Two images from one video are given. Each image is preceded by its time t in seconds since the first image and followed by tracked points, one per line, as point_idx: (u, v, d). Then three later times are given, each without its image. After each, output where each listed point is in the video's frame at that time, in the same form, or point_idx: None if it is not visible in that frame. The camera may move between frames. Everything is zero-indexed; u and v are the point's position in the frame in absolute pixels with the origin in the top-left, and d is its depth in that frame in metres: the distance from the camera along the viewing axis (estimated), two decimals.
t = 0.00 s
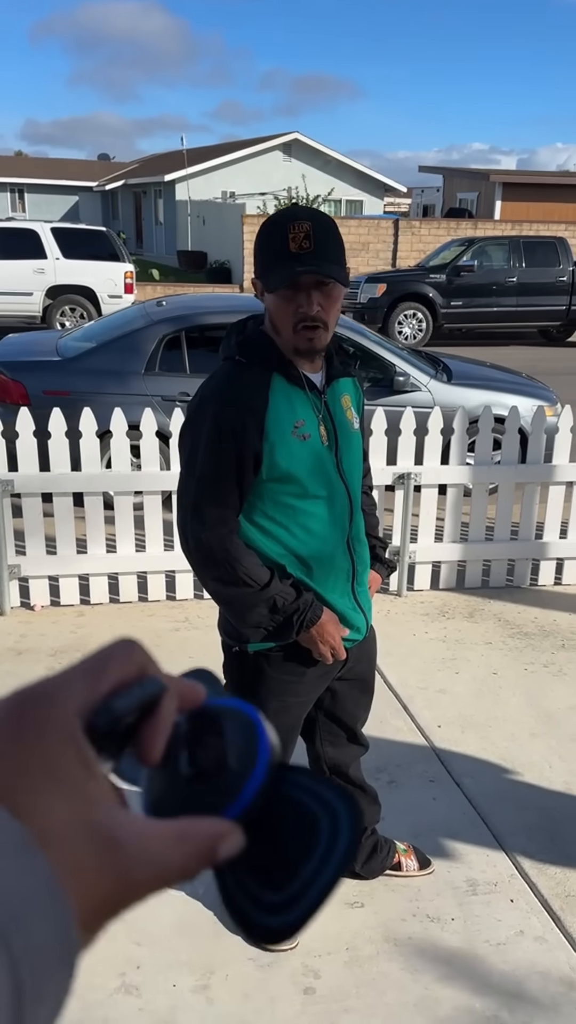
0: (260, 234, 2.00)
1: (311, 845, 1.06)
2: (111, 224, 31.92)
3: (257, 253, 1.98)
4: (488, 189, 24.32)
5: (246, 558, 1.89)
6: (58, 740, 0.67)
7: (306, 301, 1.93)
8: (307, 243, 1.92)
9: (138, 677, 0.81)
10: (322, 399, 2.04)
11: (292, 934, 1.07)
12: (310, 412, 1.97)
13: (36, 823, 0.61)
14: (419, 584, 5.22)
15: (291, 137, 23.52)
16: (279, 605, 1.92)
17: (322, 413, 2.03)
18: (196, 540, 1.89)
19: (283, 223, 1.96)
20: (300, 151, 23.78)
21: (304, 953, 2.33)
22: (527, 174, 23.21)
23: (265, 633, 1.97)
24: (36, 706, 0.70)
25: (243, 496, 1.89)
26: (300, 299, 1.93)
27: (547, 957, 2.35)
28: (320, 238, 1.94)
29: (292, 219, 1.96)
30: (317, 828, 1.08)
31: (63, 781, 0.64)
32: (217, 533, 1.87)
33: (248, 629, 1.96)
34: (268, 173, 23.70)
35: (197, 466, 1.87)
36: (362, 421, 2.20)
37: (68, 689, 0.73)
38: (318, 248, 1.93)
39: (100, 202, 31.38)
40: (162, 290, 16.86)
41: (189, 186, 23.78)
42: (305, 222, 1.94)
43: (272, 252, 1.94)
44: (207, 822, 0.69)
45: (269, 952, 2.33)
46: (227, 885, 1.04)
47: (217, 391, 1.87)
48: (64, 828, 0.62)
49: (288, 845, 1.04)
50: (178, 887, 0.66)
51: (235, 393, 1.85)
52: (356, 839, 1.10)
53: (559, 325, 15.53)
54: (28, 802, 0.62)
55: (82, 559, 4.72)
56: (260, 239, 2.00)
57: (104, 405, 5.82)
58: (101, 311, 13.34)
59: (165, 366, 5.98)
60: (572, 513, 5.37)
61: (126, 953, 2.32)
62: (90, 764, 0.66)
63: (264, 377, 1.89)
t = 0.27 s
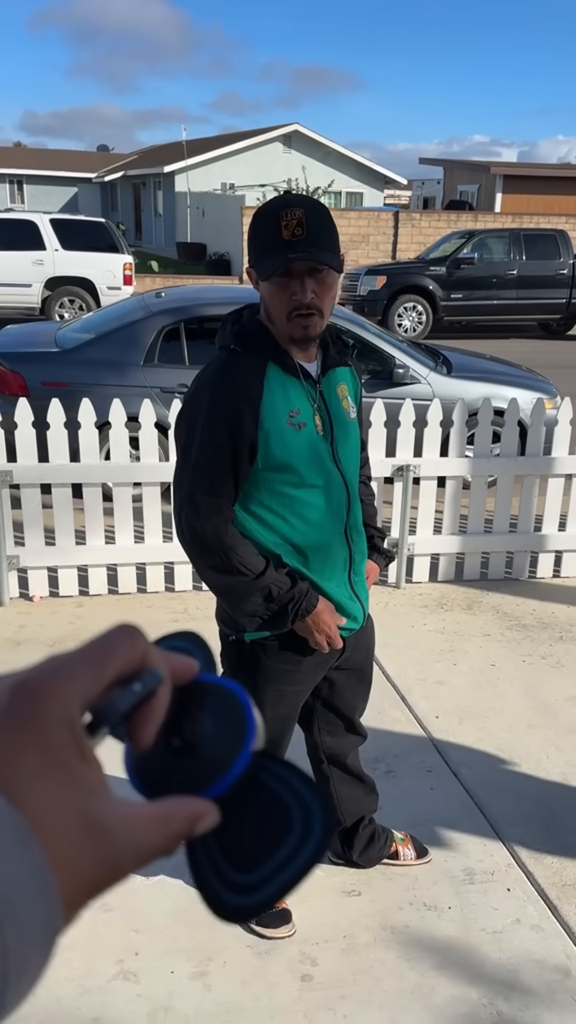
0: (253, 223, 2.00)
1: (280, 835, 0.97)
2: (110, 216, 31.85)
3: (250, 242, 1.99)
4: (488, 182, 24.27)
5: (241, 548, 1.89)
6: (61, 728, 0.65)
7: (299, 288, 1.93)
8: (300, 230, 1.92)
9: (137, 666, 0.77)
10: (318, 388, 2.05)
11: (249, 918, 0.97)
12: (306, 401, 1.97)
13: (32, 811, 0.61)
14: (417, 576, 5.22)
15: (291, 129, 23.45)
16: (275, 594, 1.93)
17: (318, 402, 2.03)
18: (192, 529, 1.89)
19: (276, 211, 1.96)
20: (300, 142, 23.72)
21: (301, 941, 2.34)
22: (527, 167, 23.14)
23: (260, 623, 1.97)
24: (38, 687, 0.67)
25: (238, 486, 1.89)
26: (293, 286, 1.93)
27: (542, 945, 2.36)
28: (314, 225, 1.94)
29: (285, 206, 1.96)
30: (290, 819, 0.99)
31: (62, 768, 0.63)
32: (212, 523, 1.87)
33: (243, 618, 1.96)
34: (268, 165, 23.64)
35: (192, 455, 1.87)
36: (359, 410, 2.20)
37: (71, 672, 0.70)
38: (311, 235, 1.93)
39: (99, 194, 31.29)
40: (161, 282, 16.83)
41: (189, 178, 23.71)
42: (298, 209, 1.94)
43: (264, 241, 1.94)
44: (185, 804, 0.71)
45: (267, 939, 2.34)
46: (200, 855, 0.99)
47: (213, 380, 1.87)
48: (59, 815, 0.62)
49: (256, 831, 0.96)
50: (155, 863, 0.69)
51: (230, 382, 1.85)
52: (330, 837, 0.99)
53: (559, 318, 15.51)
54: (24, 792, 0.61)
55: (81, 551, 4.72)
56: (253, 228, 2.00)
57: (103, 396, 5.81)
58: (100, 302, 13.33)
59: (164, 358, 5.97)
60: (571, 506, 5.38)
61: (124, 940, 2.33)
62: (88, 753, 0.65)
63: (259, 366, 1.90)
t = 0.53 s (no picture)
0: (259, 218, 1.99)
1: (271, 834, 0.99)
2: (111, 210, 31.79)
3: (254, 237, 1.98)
4: (489, 177, 24.22)
5: (242, 543, 1.88)
6: (53, 721, 0.64)
7: (301, 286, 1.93)
8: (304, 228, 1.92)
9: (132, 660, 0.77)
10: (318, 382, 2.05)
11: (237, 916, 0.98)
12: (306, 396, 1.97)
13: (24, 806, 0.59)
14: (418, 572, 5.22)
15: (292, 123, 23.39)
16: (276, 589, 1.93)
17: (318, 397, 2.03)
18: (193, 524, 1.89)
19: (280, 208, 1.95)
20: (300, 137, 23.67)
21: (301, 935, 2.34)
22: (528, 161, 23.08)
23: (260, 617, 1.97)
24: (29, 680, 0.66)
25: (239, 481, 1.89)
26: (295, 283, 1.92)
27: (541, 940, 2.36)
28: (318, 224, 1.94)
29: (289, 204, 1.95)
30: (281, 818, 1.00)
31: (53, 761, 0.62)
32: (214, 517, 1.87)
33: (243, 612, 1.96)
34: (269, 159, 23.59)
35: (194, 449, 1.87)
36: (359, 405, 2.20)
37: (65, 665, 0.69)
38: (315, 234, 1.92)
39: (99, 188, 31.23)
40: (161, 276, 16.80)
41: (189, 172, 23.66)
42: (303, 207, 1.94)
43: (268, 238, 1.93)
44: (176, 800, 0.71)
45: (267, 934, 2.35)
46: (189, 852, 0.97)
47: (214, 374, 1.86)
48: (50, 809, 0.60)
49: (246, 829, 0.98)
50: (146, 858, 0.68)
51: (232, 376, 1.85)
52: (321, 836, 1.01)
53: (560, 313, 15.49)
54: (17, 787, 0.59)
55: (81, 545, 4.72)
56: (258, 223, 1.99)
57: (103, 391, 5.80)
58: (100, 297, 13.30)
59: (164, 353, 5.96)
60: (571, 501, 5.38)
61: (124, 934, 2.33)
62: (80, 747, 0.64)
63: (260, 360, 1.89)
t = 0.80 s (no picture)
0: (266, 214, 1.96)
1: (260, 839, 0.97)
2: (111, 208, 31.78)
3: (260, 238, 1.95)
4: (490, 175, 24.20)
5: (241, 544, 1.88)
6: (46, 730, 0.64)
7: (307, 293, 1.91)
8: (314, 235, 1.90)
9: (125, 669, 0.76)
10: (317, 383, 2.04)
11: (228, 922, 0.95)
12: (305, 396, 1.97)
13: (15, 818, 0.60)
14: (417, 571, 5.23)
15: (292, 121, 23.36)
16: (275, 591, 1.93)
17: (316, 398, 2.03)
18: (192, 525, 1.89)
19: (289, 211, 1.92)
20: (301, 134, 23.65)
21: (300, 935, 2.35)
22: (529, 159, 23.06)
23: (259, 618, 1.97)
24: (23, 689, 0.67)
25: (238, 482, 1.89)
26: (301, 290, 1.91)
27: (540, 940, 2.37)
28: (327, 231, 1.91)
29: (298, 207, 1.92)
30: (269, 824, 0.99)
31: (45, 771, 0.63)
32: (213, 519, 1.87)
33: (243, 613, 1.96)
34: (269, 157, 23.58)
35: (193, 451, 1.87)
36: (357, 406, 2.20)
37: (59, 671, 0.70)
38: (324, 242, 1.90)
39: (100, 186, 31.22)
40: (161, 274, 16.79)
41: (190, 170, 23.64)
42: (312, 213, 1.91)
43: (276, 241, 1.91)
44: (165, 806, 0.72)
45: (265, 933, 2.35)
46: (178, 857, 0.93)
47: (213, 375, 1.86)
48: (42, 820, 0.61)
49: (236, 834, 0.96)
50: (135, 863, 0.69)
51: (231, 378, 1.85)
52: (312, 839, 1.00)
53: (560, 312, 15.48)
54: (8, 796, 0.60)
55: (80, 544, 4.72)
56: (265, 219, 1.96)
57: (103, 389, 5.80)
58: (100, 295, 13.29)
59: (164, 351, 5.96)
60: (571, 501, 5.38)
61: (123, 934, 2.34)
62: (71, 756, 0.65)
63: (259, 361, 1.90)
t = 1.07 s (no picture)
0: (286, 212, 1.91)
1: (255, 847, 0.97)
2: (112, 208, 31.79)
3: (281, 241, 1.89)
4: (491, 175, 24.22)
5: (243, 547, 1.89)
6: (44, 741, 0.65)
7: (329, 305, 1.90)
8: (340, 249, 1.89)
9: (124, 683, 0.76)
10: (318, 385, 2.04)
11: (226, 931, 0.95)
12: (306, 400, 1.98)
13: (12, 829, 0.60)
14: (418, 571, 5.23)
15: (293, 121, 23.37)
16: (276, 593, 1.93)
17: (318, 401, 2.03)
18: (193, 528, 1.89)
19: (316, 219, 1.89)
20: (302, 134, 23.66)
21: (300, 937, 2.35)
22: (529, 160, 23.06)
23: (261, 621, 1.97)
24: (21, 699, 0.67)
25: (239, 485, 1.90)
26: (324, 301, 1.89)
27: (540, 941, 2.37)
28: (351, 245, 1.91)
29: (326, 217, 1.89)
30: (265, 832, 0.99)
31: (44, 782, 0.63)
32: (215, 522, 1.87)
33: (244, 616, 1.96)
34: (270, 157, 23.59)
35: (193, 454, 1.87)
36: (358, 409, 2.20)
37: (59, 682, 0.70)
38: (350, 256, 1.90)
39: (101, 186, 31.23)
40: (162, 274, 16.79)
41: (190, 169, 23.64)
42: (340, 225, 1.90)
43: (302, 247, 1.87)
44: (162, 815, 0.72)
45: (266, 934, 2.35)
46: (173, 865, 0.94)
47: (214, 379, 1.86)
48: (39, 831, 0.62)
49: (232, 842, 0.96)
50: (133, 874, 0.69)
51: (232, 382, 1.85)
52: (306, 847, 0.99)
53: (561, 312, 15.48)
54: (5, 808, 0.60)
55: (81, 545, 4.72)
56: (284, 217, 1.91)
57: (103, 390, 5.81)
58: (101, 295, 13.29)
59: (165, 352, 5.96)
60: (571, 501, 5.38)
61: (123, 935, 2.34)
62: (70, 769, 0.66)
63: (260, 364, 1.90)
